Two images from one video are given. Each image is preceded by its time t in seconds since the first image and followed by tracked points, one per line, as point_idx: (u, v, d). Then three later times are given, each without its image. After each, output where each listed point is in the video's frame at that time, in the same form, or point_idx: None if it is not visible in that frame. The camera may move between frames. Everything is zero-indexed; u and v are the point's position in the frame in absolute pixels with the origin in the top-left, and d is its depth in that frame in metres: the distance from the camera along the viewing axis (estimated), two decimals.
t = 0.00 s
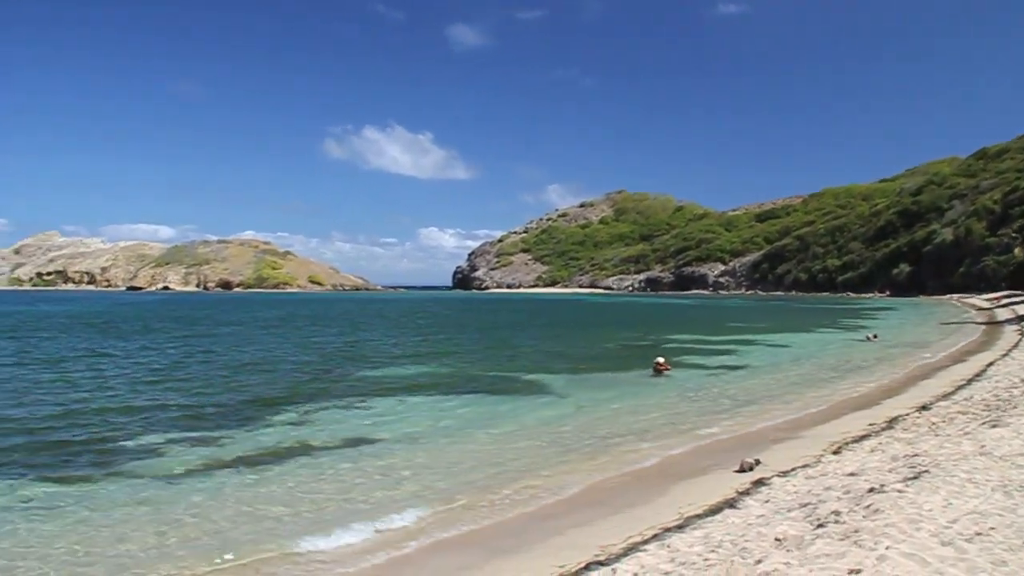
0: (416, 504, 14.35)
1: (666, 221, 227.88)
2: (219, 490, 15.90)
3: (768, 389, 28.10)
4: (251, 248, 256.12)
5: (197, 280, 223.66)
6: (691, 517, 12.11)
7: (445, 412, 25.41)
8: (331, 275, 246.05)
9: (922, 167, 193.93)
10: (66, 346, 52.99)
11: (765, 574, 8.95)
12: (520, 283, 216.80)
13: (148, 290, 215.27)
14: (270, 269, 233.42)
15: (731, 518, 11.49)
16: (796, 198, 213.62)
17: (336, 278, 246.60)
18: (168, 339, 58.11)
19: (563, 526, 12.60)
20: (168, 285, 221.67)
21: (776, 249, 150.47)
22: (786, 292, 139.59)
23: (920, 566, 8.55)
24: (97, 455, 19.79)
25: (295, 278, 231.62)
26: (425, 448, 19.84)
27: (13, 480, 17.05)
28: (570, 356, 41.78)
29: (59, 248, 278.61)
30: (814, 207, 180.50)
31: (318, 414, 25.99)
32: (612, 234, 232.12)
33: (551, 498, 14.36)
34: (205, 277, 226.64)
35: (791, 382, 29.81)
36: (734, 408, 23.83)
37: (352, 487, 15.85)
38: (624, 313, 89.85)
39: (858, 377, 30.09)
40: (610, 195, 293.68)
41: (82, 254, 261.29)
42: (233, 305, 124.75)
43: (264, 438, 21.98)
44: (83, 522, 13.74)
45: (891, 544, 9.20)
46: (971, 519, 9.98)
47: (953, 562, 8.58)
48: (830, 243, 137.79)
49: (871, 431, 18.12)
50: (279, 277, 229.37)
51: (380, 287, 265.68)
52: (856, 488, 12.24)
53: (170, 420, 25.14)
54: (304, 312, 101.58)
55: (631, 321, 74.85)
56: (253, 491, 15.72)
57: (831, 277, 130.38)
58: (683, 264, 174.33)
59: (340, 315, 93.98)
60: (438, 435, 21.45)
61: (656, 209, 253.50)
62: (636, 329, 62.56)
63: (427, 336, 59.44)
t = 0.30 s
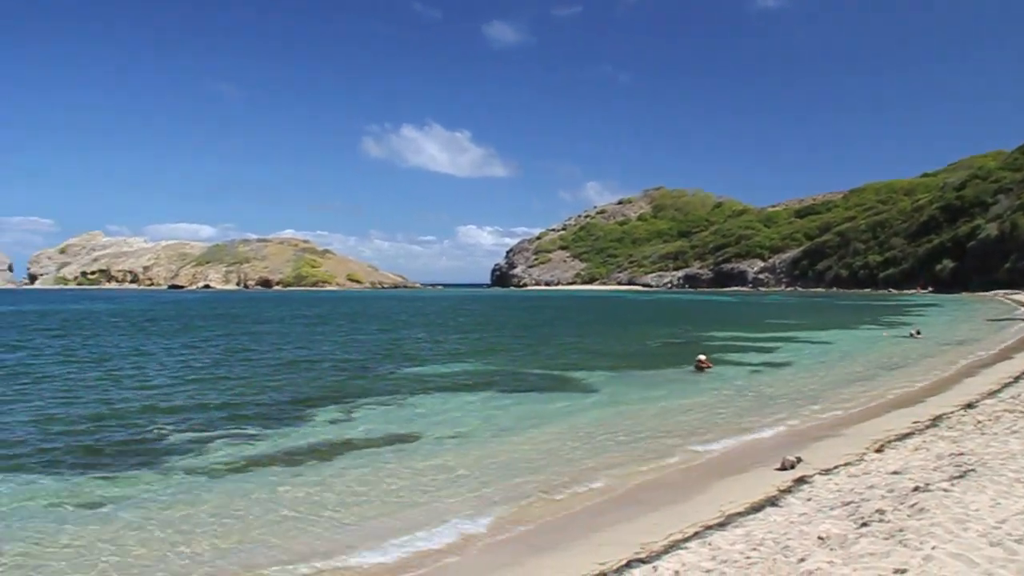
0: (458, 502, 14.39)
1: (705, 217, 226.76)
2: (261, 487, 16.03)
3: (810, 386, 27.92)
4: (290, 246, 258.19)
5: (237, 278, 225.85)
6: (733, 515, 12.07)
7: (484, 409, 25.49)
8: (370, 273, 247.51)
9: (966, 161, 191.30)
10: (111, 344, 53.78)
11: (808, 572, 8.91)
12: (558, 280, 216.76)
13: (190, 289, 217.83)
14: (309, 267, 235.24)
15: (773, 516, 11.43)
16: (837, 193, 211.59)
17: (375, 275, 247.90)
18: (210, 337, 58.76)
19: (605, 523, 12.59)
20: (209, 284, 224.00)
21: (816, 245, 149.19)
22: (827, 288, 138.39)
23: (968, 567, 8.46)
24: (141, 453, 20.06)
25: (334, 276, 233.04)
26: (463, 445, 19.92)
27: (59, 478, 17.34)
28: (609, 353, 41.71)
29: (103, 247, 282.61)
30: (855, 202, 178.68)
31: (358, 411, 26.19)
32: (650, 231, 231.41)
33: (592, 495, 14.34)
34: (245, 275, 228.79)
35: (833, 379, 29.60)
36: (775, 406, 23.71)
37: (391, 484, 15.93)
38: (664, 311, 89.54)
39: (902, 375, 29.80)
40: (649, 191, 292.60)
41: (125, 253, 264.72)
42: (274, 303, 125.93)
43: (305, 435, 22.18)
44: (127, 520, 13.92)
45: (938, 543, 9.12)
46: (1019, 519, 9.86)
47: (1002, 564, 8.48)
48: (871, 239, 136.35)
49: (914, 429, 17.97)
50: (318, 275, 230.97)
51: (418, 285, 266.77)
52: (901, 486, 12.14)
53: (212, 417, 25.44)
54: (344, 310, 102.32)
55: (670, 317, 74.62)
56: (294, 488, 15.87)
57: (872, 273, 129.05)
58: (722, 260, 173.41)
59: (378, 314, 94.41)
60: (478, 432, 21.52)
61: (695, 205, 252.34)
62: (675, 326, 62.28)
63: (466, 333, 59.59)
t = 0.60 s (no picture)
0: (496, 502, 14.40)
1: (744, 216, 225.45)
2: (298, 486, 16.14)
3: (851, 387, 27.68)
4: (328, 247, 259.89)
5: (276, 279, 227.90)
6: (773, 517, 11.99)
7: (522, 409, 25.49)
8: (407, 273, 248.55)
9: (1010, 160, 188.52)
10: (153, 344, 54.45)
11: None
12: (596, 281, 216.65)
13: (230, 289, 220.01)
14: (347, 267, 236.70)
15: (814, 519, 11.32)
16: (877, 193, 209.43)
17: (413, 275, 249.09)
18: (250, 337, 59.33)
19: (643, 524, 12.53)
20: (248, 284, 226.21)
21: (855, 245, 147.72)
22: (867, 289, 137.12)
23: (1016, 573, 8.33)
24: (180, 451, 20.28)
25: (372, 276, 234.34)
26: (501, 445, 19.94)
27: (99, 476, 17.58)
28: (648, 353, 41.61)
29: (145, 247, 286.29)
30: (896, 202, 176.77)
31: (395, 411, 26.28)
32: (688, 230, 230.49)
33: (630, 496, 14.28)
34: (284, 276, 230.82)
35: (875, 379, 29.32)
36: (814, 407, 23.56)
37: (429, 484, 15.97)
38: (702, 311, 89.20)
39: (945, 376, 29.46)
40: (686, 191, 291.42)
41: (166, 253, 267.93)
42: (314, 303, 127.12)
43: (343, 435, 22.31)
44: (164, 517, 14.06)
45: (984, 549, 8.99)
46: None
47: None
48: (913, 238, 134.69)
49: (958, 431, 17.71)
50: (357, 275, 232.40)
51: (456, 285, 267.41)
52: (944, 491, 11.97)
53: (251, 416, 25.68)
54: (382, 310, 102.90)
55: (708, 317, 74.21)
56: (330, 487, 15.96)
57: (914, 274, 127.68)
58: (760, 260, 172.39)
59: (416, 314, 94.80)
60: (515, 432, 21.53)
61: (733, 204, 250.83)
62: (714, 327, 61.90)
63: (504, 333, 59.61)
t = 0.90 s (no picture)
0: (531, 504, 14.45)
1: (783, 217, 223.85)
2: (336, 487, 16.24)
3: (893, 389, 27.39)
4: (366, 249, 261.23)
5: (314, 280, 229.33)
6: (814, 520, 11.88)
7: (560, 411, 25.47)
8: (444, 274, 249.37)
9: None
10: (194, 345, 55.10)
11: None
12: (633, 283, 216.11)
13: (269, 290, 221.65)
14: (385, 269, 237.84)
15: (855, 523, 11.21)
16: (919, 193, 207.01)
17: (450, 276, 249.59)
18: (289, 338, 59.81)
19: (681, 527, 12.46)
20: (287, 286, 227.77)
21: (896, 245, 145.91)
22: (908, 290, 135.67)
23: None
24: (219, 452, 20.48)
25: (409, 278, 234.95)
26: (538, 446, 19.98)
27: (140, 477, 17.80)
28: (686, 355, 41.46)
29: (186, 250, 289.17)
30: (938, 202, 174.59)
31: (432, 412, 26.39)
32: (726, 231, 229.12)
33: (670, 498, 14.23)
34: (322, 277, 232.20)
35: (917, 382, 28.99)
36: (855, 410, 23.35)
37: (466, 486, 16.03)
38: (741, 312, 88.67)
39: (990, 379, 29.04)
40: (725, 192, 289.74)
41: (206, 255, 270.46)
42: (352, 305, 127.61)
43: (381, 436, 22.43)
44: (201, 519, 14.20)
45: None
46: None
47: None
48: (955, 239, 132.63)
49: (1003, 435, 17.46)
50: (394, 276, 233.11)
51: (493, 286, 267.79)
52: (989, 496, 11.80)
53: (289, 417, 25.89)
54: (420, 312, 103.31)
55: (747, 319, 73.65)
56: (367, 489, 16.04)
57: (956, 275, 126.10)
58: (799, 261, 171.02)
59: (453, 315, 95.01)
60: (551, 435, 21.50)
61: (771, 205, 249.11)
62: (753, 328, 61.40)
63: (542, 334, 59.57)
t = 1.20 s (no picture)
0: (571, 503, 14.39)
1: (824, 214, 221.72)
2: (374, 486, 16.28)
3: (939, 389, 26.97)
4: (405, 248, 262.16)
5: (354, 280, 230.58)
6: (858, 522, 11.72)
7: (599, 410, 25.37)
8: (483, 273, 249.51)
9: None
10: (236, 344, 55.58)
11: None
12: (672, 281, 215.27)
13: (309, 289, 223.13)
14: (424, 267, 238.48)
15: (901, 524, 11.05)
16: (964, 190, 203.92)
17: (489, 275, 249.85)
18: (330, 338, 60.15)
19: (723, 528, 12.35)
20: (327, 285, 229.20)
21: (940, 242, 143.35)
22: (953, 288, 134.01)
23: None
24: (259, 451, 20.61)
25: (449, 276, 235.37)
26: (578, 446, 19.89)
27: (180, 475, 17.95)
28: (727, 353, 41.16)
29: (227, 249, 291.96)
30: (983, 198, 171.82)
31: (470, 411, 26.41)
32: (767, 229, 227.31)
33: (713, 499, 14.13)
34: (363, 276, 233.45)
35: (963, 382, 28.54)
36: (900, 410, 23.03)
37: (505, 485, 16.00)
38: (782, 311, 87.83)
39: None
40: (765, 189, 287.41)
41: (247, 254, 272.85)
42: (392, 304, 128.21)
43: (420, 434, 22.47)
44: (240, 517, 14.27)
45: None
46: None
47: None
48: (1001, 234, 128.88)
49: None
50: (433, 275, 233.56)
51: (532, 285, 267.84)
52: None
53: (328, 415, 26.02)
54: (460, 311, 103.49)
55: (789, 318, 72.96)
56: (407, 488, 16.07)
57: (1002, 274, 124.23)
58: (841, 259, 169.28)
59: (493, 314, 95.00)
60: (590, 434, 21.40)
61: (813, 203, 246.74)
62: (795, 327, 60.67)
63: (582, 333, 59.31)
